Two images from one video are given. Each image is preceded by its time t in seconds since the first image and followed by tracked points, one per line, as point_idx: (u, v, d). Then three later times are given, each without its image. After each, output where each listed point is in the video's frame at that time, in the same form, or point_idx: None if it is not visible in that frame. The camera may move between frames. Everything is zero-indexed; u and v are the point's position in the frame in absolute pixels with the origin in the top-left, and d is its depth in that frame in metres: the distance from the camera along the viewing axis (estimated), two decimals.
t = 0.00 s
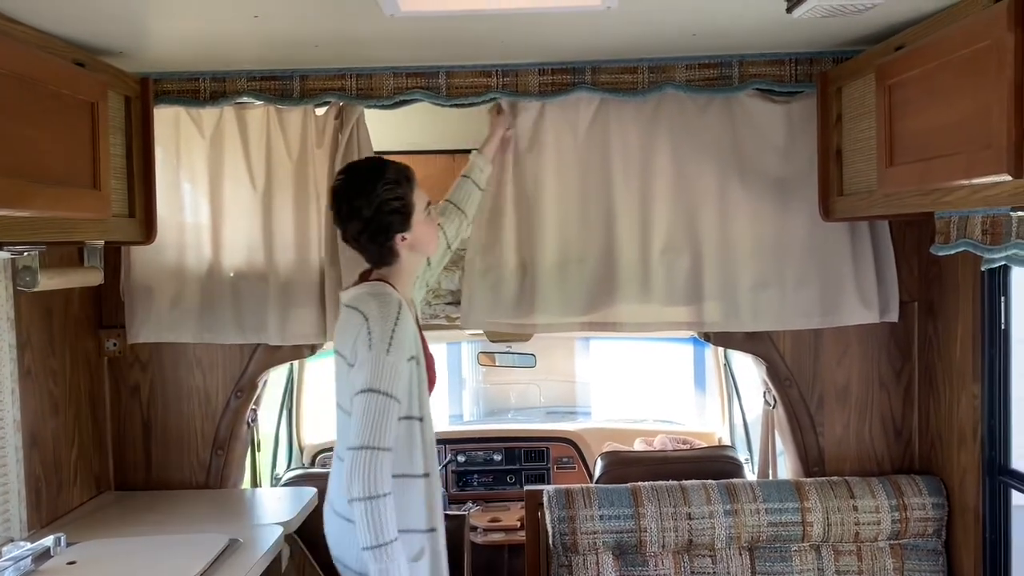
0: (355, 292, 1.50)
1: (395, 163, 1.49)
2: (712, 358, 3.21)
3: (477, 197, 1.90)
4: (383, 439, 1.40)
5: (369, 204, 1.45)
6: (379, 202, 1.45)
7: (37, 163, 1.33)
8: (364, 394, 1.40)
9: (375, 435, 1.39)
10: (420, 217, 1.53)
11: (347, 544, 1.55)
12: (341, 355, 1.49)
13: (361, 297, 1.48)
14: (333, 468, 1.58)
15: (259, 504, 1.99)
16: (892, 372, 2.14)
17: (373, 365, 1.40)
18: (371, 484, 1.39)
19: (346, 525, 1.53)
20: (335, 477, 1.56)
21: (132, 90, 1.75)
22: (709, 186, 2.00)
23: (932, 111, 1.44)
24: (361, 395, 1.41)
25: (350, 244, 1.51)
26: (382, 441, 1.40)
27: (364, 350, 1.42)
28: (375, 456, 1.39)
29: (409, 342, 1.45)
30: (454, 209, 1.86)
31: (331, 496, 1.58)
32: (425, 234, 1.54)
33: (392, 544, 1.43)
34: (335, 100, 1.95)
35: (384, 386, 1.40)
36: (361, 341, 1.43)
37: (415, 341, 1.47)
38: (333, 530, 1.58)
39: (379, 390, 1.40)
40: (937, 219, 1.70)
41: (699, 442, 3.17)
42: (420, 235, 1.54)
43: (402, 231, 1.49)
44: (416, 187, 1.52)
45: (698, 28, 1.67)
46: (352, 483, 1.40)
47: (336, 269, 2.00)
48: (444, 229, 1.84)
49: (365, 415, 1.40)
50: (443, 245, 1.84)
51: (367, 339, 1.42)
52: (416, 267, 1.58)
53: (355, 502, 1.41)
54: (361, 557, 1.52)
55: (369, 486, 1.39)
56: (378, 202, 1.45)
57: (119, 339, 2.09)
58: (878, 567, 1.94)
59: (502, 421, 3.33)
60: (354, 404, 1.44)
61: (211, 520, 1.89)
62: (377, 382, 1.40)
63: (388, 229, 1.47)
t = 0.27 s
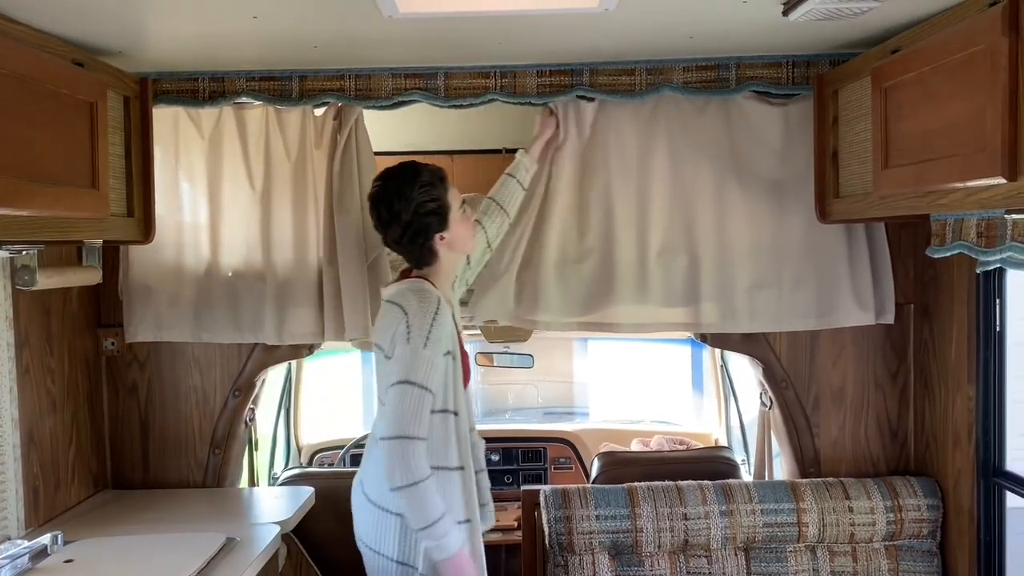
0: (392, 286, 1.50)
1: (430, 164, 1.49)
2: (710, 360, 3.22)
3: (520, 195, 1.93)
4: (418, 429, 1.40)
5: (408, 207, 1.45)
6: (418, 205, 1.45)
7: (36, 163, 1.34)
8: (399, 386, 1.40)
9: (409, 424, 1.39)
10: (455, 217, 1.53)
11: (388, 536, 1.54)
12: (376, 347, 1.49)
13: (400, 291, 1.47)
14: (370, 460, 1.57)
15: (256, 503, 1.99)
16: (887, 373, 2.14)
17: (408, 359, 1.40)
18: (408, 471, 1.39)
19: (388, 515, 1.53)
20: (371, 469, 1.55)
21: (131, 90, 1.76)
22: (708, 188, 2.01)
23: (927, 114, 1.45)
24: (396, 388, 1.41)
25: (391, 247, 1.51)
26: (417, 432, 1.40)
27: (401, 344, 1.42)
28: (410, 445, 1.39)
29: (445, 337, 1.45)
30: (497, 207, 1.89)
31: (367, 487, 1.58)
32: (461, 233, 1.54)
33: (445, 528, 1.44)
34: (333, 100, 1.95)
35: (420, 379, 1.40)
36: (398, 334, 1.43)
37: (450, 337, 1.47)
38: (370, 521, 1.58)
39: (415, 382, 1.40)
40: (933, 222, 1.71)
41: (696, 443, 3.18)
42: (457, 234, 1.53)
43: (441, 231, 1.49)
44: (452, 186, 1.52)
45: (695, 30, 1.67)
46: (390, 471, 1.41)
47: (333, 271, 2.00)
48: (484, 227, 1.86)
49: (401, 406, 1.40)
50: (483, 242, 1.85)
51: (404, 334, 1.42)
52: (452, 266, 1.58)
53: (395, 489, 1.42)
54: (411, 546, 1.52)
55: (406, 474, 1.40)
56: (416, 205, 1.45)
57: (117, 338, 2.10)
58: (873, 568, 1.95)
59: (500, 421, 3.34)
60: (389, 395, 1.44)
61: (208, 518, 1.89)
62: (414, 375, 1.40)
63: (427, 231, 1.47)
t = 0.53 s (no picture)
0: (441, 289, 1.45)
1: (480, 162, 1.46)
2: (707, 359, 3.22)
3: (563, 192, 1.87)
4: (502, 422, 1.38)
5: (457, 206, 1.42)
6: (466, 204, 1.42)
7: (38, 157, 1.34)
8: (474, 386, 1.37)
9: (494, 419, 1.37)
10: (502, 217, 1.50)
11: (435, 524, 1.49)
12: (432, 350, 1.45)
13: (446, 294, 1.44)
14: (421, 452, 1.52)
15: (254, 499, 2.00)
16: (885, 375, 2.15)
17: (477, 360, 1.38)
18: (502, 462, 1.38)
19: (442, 507, 1.48)
20: (425, 465, 1.50)
21: (132, 85, 1.76)
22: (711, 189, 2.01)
23: (927, 117, 1.45)
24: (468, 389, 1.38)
25: (437, 245, 1.49)
26: (502, 424, 1.38)
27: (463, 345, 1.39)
28: (500, 439, 1.37)
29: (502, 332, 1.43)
30: (539, 202, 1.83)
31: (416, 482, 1.52)
32: (508, 233, 1.51)
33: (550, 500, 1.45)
34: (335, 98, 1.96)
35: (490, 377, 1.38)
36: (460, 337, 1.39)
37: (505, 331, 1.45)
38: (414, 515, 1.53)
39: (490, 383, 1.38)
40: (932, 224, 1.71)
41: (693, 443, 3.17)
42: (503, 234, 1.50)
43: (488, 231, 1.46)
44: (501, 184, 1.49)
45: (697, 31, 1.67)
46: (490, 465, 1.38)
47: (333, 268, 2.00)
48: (525, 222, 1.80)
49: (478, 404, 1.37)
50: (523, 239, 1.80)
51: (465, 335, 1.39)
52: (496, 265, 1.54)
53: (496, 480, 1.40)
54: (457, 537, 1.47)
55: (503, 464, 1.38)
56: (465, 204, 1.42)
57: (117, 333, 2.10)
58: (869, 569, 1.95)
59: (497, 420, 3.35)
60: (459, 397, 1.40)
61: (207, 514, 1.89)
62: (483, 374, 1.37)
63: (475, 231, 1.44)
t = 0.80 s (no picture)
0: (485, 289, 1.53)
1: (524, 167, 1.51)
2: (704, 359, 3.28)
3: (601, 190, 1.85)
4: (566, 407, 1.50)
5: (501, 211, 1.48)
6: (511, 210, 1.48)
7: (40, 151, 1.34)
8: (542, 378, 1.48)
9: (559, 407, 1.49)
10: (542, 216, 1.56)
11: (460, 506, 1.57)
12: (479, 347, 1.52)
13: (490, 294, 1.51)
14: (453, 438, 1.60)
15: (251, 494, 2.00)
16: (881, 376, 2.16)
17: (531, 356, 1.48)
18: (569, 442, 1.50)
19: (468, 490, 1.56)
20: (458, 451, 1.58)
21: (134, 80, 1.76)
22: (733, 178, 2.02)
23: (925, 119, 1.46)
24: (522, 384, 1.48)
25: (479, 245, 1.55)
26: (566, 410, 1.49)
27: (515, 342, 1.47)
28: (566, 424, 1.49)
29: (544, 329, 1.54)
30: (577, 197, 1.81)
31: (446, 465, 1.60)
32: (546, 233, 1.59)
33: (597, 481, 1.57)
34: (335, 94, 1.96)
35: (546, 370, 1.49)
36: (511, 336, 1.48)
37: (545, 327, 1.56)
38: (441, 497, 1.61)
39: (546, 377, 1.48)
40: (929, 226, 1.72)
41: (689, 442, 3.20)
42: (542, 233, 1.57)
43: (530, 233, 1.53)
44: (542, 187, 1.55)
45: (697, 32, 1.68)
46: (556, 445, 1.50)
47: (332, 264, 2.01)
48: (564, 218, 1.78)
49: (546, 393, 1.48)
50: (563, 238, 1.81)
51: (517, 334, 1.48)
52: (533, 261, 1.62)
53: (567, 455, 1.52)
54: (481, 520, 1.55)
55: (572, 442, 1.51)
56: (509, 210, 1.48)
57: (115, 327, 2.10)
58: (863, 568, 1.97)
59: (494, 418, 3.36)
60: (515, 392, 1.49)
61: (204, 508, 1.90)
62: (542, 367, 1.48)
63: (517, 235, 1.51)
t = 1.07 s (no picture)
0: (510, 284, 1.56)
1: (548, 167, 1.53)
2: (700, 357, 3.28)
3: (641, 186, 1.88)
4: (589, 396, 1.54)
5: (529, 214, 1.51)
6: (538, 211, 1.50)
7: (37, 149, 1.35)
8: (565, 369, 1.52)
9: (582, 395, 1.53)
10: (571, 213, 1.58)
11: (484, 487, 1.60)
12: (502, 340, 1.56)
13: (515, 288, 1.55)
14: (478, 421, 1.64)
15: (248, 490, 2.01)
16: (875, 372, 2.17)
17: (554, 351, 1.52)
18: (593, 428, 1.54)
19: (489, 470, 1.60)
20: (481, 433, 1.62)
21: (131, 78, 1.76)
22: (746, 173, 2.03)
23: (918, 117, 1.47)
24: (545, 374, 1.52)
25: (511, 245, 1.58)
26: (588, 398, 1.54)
27: (538, 334, 1.51)
28: (588, 411, 1.53)
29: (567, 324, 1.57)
30: (616, 193, 1.85)
31: (469, 446, 1.64)
32: (577, 228, 1.60)
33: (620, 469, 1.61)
34: (332, 92, 1.97)
35: (567, 363, 1.53)
36: (534, 331, 1.51)
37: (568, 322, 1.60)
38: (464, 476, 1.65)
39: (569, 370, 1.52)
40: (923, 223, 1.73)
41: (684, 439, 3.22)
42: (572, 229, 1.59)
43: (560, 232, 1.55)
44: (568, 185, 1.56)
45: (693, 30, 1.69)
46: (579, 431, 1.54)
47: (329, 262, 2.01)
48: (599, 212, 1.83)
49: (570, 382, 1.52)
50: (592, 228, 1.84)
51: (540, 330, 1.51)
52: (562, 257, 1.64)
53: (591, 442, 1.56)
54: (501, 499, 1.58)
55: (596, 429, 1.54)
56: (537, 212, 1.50)
57: (112, 325, 2.11)
58: (857, 564, 1.98)
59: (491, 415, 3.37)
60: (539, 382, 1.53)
61: (202, 505, 1.91)
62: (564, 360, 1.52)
63: (547, 235, 1.53)
